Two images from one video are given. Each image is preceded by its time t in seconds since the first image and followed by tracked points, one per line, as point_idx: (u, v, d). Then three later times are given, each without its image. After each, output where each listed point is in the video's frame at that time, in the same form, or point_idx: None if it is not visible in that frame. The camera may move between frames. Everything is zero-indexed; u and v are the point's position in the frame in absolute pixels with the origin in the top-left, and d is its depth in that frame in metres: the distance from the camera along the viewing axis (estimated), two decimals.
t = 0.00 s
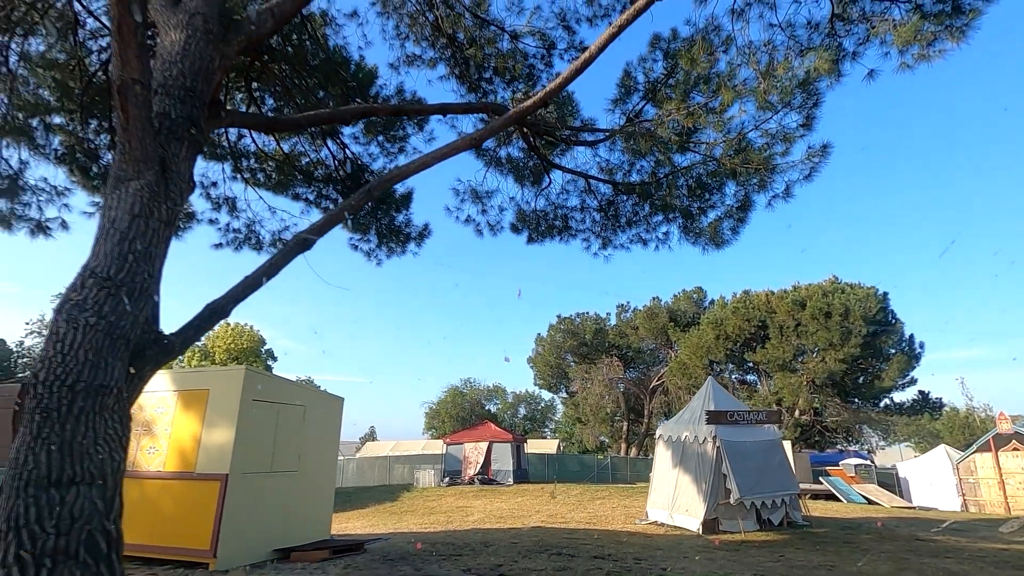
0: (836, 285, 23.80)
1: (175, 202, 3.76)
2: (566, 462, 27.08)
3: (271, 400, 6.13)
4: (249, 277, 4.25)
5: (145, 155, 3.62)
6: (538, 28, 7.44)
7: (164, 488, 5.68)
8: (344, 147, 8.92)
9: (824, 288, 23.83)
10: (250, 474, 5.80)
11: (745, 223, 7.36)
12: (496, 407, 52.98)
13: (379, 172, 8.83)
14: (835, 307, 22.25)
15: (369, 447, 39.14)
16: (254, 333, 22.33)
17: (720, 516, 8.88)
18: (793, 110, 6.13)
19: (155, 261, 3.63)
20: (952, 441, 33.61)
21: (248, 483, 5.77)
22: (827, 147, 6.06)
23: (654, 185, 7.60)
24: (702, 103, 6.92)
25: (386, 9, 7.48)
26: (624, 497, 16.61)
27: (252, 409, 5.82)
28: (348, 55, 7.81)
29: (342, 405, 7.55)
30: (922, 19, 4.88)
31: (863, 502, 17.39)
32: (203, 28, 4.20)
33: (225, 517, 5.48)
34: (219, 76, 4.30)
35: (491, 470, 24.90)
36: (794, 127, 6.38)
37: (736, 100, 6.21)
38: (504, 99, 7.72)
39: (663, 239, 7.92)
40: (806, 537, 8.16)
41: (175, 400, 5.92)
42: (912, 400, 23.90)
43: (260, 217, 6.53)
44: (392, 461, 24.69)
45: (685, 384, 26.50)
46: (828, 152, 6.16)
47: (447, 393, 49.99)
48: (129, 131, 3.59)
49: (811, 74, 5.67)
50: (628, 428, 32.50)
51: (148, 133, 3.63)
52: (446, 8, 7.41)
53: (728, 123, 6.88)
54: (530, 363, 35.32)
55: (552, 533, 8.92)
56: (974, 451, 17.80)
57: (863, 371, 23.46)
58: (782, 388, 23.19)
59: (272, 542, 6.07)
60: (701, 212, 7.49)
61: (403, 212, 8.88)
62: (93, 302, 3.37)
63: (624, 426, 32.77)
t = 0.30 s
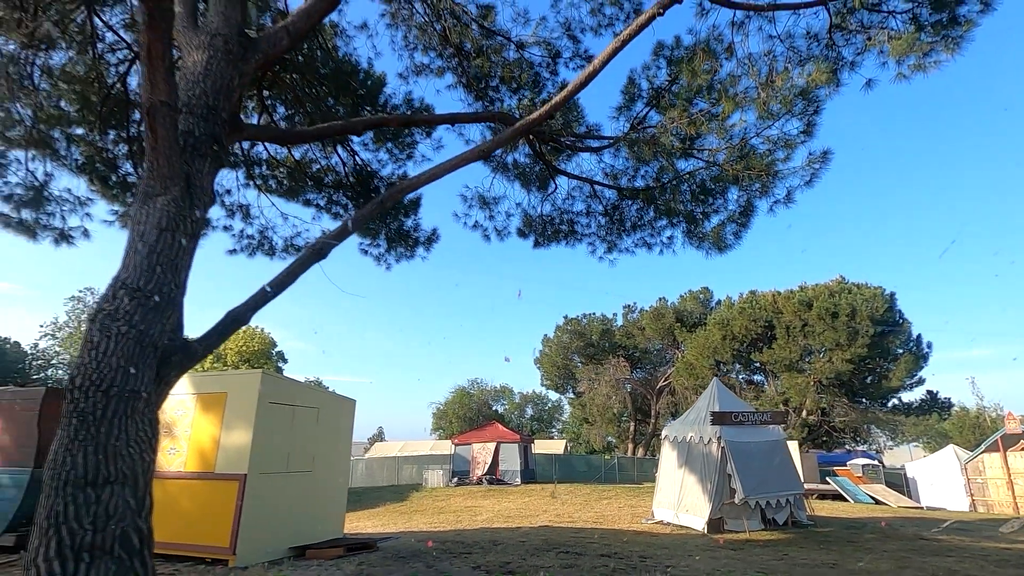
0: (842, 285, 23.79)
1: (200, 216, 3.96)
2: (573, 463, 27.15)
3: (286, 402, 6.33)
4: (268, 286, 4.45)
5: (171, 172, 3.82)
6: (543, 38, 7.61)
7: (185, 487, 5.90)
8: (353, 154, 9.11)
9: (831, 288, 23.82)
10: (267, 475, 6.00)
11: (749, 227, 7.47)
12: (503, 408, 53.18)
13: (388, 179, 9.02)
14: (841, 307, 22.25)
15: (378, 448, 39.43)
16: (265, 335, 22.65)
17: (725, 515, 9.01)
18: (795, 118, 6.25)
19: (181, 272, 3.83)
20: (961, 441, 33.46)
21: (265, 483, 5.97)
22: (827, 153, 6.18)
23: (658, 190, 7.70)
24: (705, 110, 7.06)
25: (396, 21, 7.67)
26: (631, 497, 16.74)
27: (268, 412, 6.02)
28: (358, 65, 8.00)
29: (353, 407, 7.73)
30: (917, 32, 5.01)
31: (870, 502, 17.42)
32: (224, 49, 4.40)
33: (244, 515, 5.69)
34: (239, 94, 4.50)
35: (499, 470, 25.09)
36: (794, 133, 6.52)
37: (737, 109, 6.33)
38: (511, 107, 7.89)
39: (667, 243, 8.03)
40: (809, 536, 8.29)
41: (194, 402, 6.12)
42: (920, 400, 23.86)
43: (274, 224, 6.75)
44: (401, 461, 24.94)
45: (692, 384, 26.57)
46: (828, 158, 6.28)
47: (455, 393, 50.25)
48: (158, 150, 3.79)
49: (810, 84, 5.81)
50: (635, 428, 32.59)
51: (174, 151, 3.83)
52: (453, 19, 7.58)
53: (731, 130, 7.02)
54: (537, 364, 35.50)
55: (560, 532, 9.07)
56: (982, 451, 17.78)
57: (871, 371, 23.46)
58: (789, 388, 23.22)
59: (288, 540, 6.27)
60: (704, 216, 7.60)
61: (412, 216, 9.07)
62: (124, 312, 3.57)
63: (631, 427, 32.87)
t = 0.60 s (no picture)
0: (853, 284, 23.72)
1: (227, 230, 4.18)
2: (584, 463, 27.34)
3: (306, 405, 6.55)
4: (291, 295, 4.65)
5: (200, 189, 4.04)
6: (551, 49, 7.79)
7: (209, 487, 6.14)
8: (366, 161, 9.34)
9: (841, 287, 23.75)
10: (288, 475, 6.23)
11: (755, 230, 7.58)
12: (514, 409, 53.38)
13: (400, 186, 9.24)
14: (852, 306, 22.19)
15: (389, 449, 39.79)
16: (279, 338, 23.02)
17: (734, 515, 9.12)
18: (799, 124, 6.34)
19: (209, 283, 4.05)
20: (977, 441, 33.14)
21: (286, 484, 6.19)
22: (830, 159, 6.30)
23: (665, 195, 7.82)
24: (710, 117, 7.20)
25: (407, 33, 7.90)
26: (641, 497, 16.85)
27: (288, 415, 6.25)
28: (371, 75, 8.22)
29: (369, 409, 7.95)
30: (916, 42, 5.20)
31: (882, 502, 17.39)
32: (247, 70, 4.62)
33: (267, 514, 5.93)
34: (261, 113, 4.72)
35: (510, 470, 25.28)
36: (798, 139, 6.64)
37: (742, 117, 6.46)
38: (520, 115, 8.09)
39: (674, 246, 8.16)
40: (818, 535, 8.38)
41: (217, 405, 6.36)
42: (933, 400, 23.75)
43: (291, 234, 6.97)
44: (413, 462, 25.21)
45: (702, 385, 26.59)
46: (831, 164, 6.40)
47: (465, 395, 50.53)
48: (188, 169, 4.01)
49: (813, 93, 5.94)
50: (645, 429, 32.66)
51: (204, 169, 4.05)
52: (462, 31, 7.78)
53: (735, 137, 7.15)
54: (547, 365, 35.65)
55: (571, 531, 9.23)
56: (995, 451, 17.72)
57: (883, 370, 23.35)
58: (801, 388, 23.19)
59: (307, 538, 6.49)
60: (710, 220, 7.71)
61: (424, 223, 9.28)
62: (159, 322, 3.79)
63: (641, 427, 32.95)
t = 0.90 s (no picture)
0: (869, 282, 23.54)
1: (257, 245, 4.42)
2: (599, 464, 27.41)
3: (329, 409, 6.79)
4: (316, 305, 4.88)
5: (232, 208, 4.29)
6: (561, 58, 7.96)
7: (238, 489, 6.40)
8: (381, 170, 9.59)
9: (857, 286, 23.57)
10: (313, 477, 6.47)
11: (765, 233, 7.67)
12: (528, 410, 53.53)
13: (415, 194, 9.47)
14: (868, 305, 22.03)
15: (406, 450, 40.13)
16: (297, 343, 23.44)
17: (749, 515, 9.20)
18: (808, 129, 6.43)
19: (240, 296, 4.29)
20: (1000, 440, 32.64)
21: (312, 485, 6.44)
22: (839, 163, 6.39)
23: (676, 199, 7.93)
24: (720, 123, 7.31)
25: (421, 46, 8.13)
26: (657, 497, 16.90)
27: (313, 419, 6.50)
28: (386, 87, 8.46)
29: (389, 412, 8.17)
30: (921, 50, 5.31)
31: (902, 502, 17.26)
32: (272, 92, 4.86)
33: (294, 514, 6.18)
34: (286, 132, 4.96)
35: (526, 472, 25.42)
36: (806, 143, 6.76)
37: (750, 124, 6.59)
38: (531, 123, 8.27)
39: (686, 249, 8.27)
40: (833, 535, 8.43)
41: (245, 410, 6.62)
42: (953, 398, 23.58)
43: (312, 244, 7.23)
44: (430, 464, 25.47)
45: (717, 385, 26.52)
46: (840, 168, 6.49)
47: (480, 396, 50.77)
48: (222, 189, 4.25)
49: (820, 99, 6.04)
50: (660, 429, 32.63)
51: (236, 188, 4.29)
52: (475, 43, 7.99)
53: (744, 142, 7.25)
54: (562, 366, 35.73)
55: (587, 531, 9.37)
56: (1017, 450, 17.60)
57: (901, 369, 23.15)
58: (817, 387, 23.04)
59: (332, 538, 6.73)
60: (721, 224, 7.82)
61: (438, 229, 9.49)
62: (196, 333, 4.04)
63: (656, 428, 32.91)
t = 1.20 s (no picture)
0: (895, 280, 23.13)
1: (293, 254, 4.65)
2: (620, 463, 27.43)
3: (358, 409, 7.01)
4: (348, 309, 5.09)
5: (270, 219, 4.52)
6: (581, 64, 8.08)
7: (273, 486, 6.68)
8: (405, 175, 9.81)
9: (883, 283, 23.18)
10: (345, 474, 6.71)
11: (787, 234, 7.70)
12: (548, 409, 53.63)
13: (437, 198, 9.67)
14: (894, 302, 21.66)
15: (427, 449, 40.59)
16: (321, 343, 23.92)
17: (772, 515, 9.21)
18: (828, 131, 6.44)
19: (278, 302, 4.52)
20: None
21: (343, 482, 6.68)
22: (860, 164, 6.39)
23: (697, 201, 7.98)
24: (740, 125, 7.36)
25: (443, 54, 8.32)
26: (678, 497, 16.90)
27: (344, 418, 6.73)
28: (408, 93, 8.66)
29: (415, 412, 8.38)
30: (942, 52, 5.32)
31: (930, 503, 16.98)
32: (306, 106, 5.07)
33: (327, 511, 6.43)
34: (319, 145, 5.18)
35: (547, 471, 25.54)
36: (828, 144, 6.78)
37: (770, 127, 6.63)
38: (551, 127, 8.40)
39: (707, 251, 8.32)
40: (858, 536, 8.41)
41: (279, 411, 6.89)
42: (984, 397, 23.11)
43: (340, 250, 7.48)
44: (452, 463, 25.77)
45: (739, 384, 26.32)
46: (862, 168, 6.49)
47: (500, 396, 51.02)
48: (261, 201, 4.50)
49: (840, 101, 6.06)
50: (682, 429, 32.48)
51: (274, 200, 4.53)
52: (496, 50, 8.15)
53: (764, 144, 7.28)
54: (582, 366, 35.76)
55: (610, 529, 9.49)
56: None
57: (929, 368, 22.71)
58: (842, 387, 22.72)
59: (363, 533, 6.97)
60: (742, 225, 7.86)
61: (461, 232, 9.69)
62: (239, 339, 4.27)
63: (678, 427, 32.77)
